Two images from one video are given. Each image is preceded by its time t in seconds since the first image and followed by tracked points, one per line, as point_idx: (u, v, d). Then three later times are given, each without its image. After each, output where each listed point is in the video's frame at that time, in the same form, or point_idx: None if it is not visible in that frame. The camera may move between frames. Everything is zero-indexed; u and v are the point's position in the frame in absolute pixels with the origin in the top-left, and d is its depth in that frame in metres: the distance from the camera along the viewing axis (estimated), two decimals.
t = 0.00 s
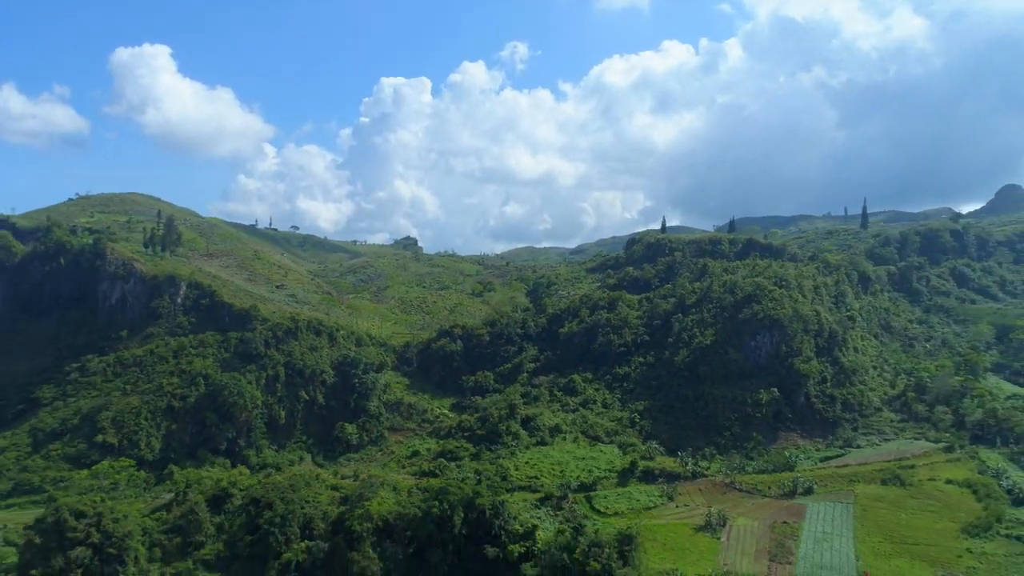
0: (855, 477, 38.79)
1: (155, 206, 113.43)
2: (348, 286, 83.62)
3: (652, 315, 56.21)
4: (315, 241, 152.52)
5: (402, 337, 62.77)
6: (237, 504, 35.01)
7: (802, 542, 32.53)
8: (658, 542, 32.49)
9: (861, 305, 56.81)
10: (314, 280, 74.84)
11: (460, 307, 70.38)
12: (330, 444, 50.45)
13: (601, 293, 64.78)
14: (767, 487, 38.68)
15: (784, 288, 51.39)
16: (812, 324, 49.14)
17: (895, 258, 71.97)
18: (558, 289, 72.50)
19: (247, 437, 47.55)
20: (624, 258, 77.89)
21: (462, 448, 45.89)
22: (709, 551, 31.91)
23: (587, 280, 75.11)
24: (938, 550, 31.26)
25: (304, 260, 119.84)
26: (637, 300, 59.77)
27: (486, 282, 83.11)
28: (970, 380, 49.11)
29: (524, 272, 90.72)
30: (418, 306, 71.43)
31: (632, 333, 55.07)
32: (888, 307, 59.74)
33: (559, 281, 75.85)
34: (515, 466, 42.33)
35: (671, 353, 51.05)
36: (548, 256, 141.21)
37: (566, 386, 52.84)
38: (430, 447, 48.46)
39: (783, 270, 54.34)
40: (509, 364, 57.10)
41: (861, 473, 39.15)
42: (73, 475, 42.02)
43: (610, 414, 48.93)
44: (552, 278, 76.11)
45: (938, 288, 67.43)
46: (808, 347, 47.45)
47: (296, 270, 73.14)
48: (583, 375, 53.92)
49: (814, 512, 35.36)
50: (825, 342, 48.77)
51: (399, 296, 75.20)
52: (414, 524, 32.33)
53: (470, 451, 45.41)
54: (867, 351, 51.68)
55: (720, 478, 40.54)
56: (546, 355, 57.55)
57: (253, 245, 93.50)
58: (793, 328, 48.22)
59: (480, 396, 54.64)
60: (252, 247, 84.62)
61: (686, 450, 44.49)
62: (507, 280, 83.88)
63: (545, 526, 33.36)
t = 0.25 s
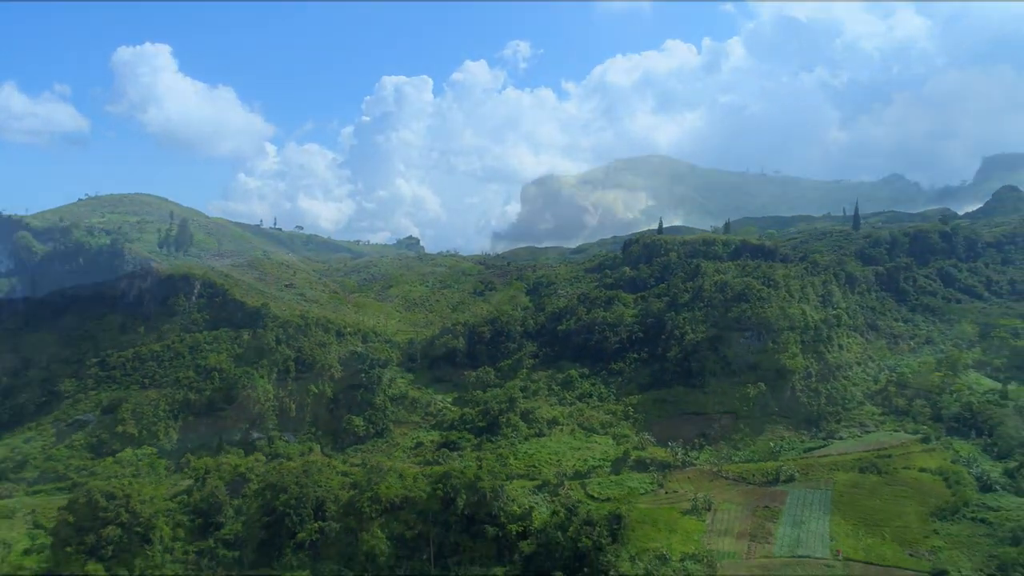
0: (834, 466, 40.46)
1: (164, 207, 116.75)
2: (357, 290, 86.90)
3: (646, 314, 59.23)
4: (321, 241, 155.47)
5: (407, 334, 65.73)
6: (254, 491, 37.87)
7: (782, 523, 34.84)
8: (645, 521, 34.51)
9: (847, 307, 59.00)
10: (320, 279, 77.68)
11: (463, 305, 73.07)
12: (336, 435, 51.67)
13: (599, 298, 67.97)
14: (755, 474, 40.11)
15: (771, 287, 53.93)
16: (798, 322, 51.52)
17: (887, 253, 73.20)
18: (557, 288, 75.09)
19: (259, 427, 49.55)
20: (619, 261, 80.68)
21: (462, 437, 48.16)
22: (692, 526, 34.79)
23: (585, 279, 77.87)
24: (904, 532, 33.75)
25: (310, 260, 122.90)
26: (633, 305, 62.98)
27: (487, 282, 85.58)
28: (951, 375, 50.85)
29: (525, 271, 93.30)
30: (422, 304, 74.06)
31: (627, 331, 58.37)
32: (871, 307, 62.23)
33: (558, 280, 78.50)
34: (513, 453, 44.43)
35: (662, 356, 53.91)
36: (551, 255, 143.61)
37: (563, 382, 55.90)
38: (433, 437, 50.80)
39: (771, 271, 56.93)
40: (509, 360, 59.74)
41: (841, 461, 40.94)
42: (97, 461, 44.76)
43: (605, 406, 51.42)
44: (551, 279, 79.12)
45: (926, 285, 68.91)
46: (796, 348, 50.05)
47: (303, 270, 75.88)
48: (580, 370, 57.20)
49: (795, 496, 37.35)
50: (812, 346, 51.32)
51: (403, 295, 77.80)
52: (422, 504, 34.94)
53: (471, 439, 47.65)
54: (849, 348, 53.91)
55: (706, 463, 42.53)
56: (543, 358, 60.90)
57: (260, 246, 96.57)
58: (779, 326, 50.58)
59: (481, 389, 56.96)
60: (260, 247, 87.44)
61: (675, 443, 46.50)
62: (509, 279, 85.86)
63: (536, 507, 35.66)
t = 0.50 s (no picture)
0: (827, 442, 38.13)
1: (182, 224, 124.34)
2: (361, 332, 94.20)
3: (639, 312, 63.30)
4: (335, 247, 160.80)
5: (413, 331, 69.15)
6: (263, 481, 40.17)
7: (793, 503, 32.38)
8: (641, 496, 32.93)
9: (813, 302, 67.93)
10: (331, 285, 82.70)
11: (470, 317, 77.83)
12: (342, 430, 51.16)
13: (592, 305, 72.93)
14: (749, 461, 38.47)
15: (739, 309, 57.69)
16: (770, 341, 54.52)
17: (872, 251, 74.32)
18: (558, 295, 79.29)
19: (275, 426, 53.97)
20: (618, 264, 83.19)
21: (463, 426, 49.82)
22: (698, 516, 32.73)
23: (585, 281, 82.23)
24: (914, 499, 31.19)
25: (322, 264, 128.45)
26: (621, 308, 69.20)
27: (492, 292, 90.33)
28: (946, 356, 51.20)
29: (527, 268, 96.49)
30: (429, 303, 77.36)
31: (620, 331, 62.28)
32: (857, 310, 65.47)
33: (559, 283, 82.89)
34: (511, 441, 45.57)
35: (652, 350, 59.18)
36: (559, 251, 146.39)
37: (562, 379, 58.51)
38: (437, 424, 52.34)
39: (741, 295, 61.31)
40: (508, 366, 64.36)
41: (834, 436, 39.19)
42: (121, 458, 47.80)
43: (605, 398, 53.11)
44: (550, 283, 83.98)
45: (921, 269, 68.49)
46: (771, 344, 58.91)
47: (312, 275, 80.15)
48: (578, 366, 60.86)
49: (800, 476, 34.80)
50: (781, 343, 59.20)
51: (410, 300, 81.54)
52: (423, 496, 37.00)
53: (473, 426, 49.05)
54: (838, 349, 55.97)
55: (702, 448, 41.35)
56: (541, 351, 67.34)
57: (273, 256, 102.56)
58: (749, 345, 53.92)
59: (482, 383, 59.74)
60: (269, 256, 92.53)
61: (667, 435, 44.86)
62: (506, 288, 92.18)
63: (532, 496, 35.31)
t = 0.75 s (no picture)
0: (814, 426, 39.02)
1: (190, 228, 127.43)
2: (365, 331, 96.92)
3: (633, 310, 65.44)
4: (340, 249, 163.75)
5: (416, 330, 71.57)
6: (275, 468, 41.78)
7: (776, 486, 34.49)
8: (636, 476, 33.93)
9: (805, 299, 72.67)
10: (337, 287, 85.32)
11: (473, 322, 80.66)
12: (348, 422, 51.79)
13: (589, 303, 75.21)
14: (739, 450, 40.39)
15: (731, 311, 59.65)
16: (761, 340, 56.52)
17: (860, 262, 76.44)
18: (557, 295, 81.64)
19: (284, 419, 56.25)
20: (616, 262, 84.95)
21: (473, 411, 50.98)
22: (688, 500, 35.25)
23: (584, 283, 84.93)
24: (896, 481, 32.13)
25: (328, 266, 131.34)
26: (615, 305, 72.44)
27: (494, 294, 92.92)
28: (933, 352, 52.61)
29: (527, 266, 98.56)
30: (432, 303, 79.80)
31: (615, 330, 64.54)
32: (847, 309, 67.59)
33: (558, 284, 85.15)
34: (513, 432, 47.26)
35: (646, 344, 61.60)
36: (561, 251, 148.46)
37: (561, 376, 60.70)
38: (444, 412, 53.22)
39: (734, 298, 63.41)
40: (508, 360, 66.44)
41: (826, 418, 39.78)
42: (138, 449, 49.99)
43: (604, 390, 54.89)
44: (549, 282, 86.40)
45: (910, 267, 69.56)
46: (762, 340, 61.02)
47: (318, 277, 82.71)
48: (575, 365, 63.24)
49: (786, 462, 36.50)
50: (772, 338, 61.49)
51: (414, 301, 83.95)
52: (429, 485, 39.08)
53: (476, 415, 50.58)
54: (828, 346, 57.69)
55: (695, 438, 42.96)
56: (543, 346, 70.88)
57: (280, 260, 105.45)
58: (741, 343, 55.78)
59: (484, 377, 61.97)
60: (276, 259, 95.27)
61: (661, 426, 45.79)
62: (507, 287, 94.41)
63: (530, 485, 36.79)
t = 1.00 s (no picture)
0: (801, 414, 40.51)
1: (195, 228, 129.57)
2: (367, 328, 98.80)
3: (630, 307, 67.17)
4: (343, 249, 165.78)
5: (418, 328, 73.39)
6: (284, 457, 43.46)
7: (761, 470, 36.66)
8: (629, 461, 35.53)
9: (799, 297, 74.43)
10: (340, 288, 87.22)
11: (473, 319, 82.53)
12: (353, 414, 53.43)
13: (587, 300, 77.11)
14: (730, 440, 42.07)
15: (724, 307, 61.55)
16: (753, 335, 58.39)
17: (853, 261, 78.50)
18: (556, 294, 83.43)
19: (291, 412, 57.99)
20: (613, 260, 86.73)
21: (475, 403, 52.56)
22: (680, 486, 37.17)
23: (583, 282, 86.72)
24: (875, 467, 34.05)
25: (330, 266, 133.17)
26: (612, 302, 74.40)
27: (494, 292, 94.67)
28: (920, 347, 54.19)
29: (527, 265, 100.27)
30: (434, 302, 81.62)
31: (612, 328, 66.32)
32: (838, 306, 69.31)
33: (557, 284, 87.00)
34: (513, 423, 48.83)
35: (642, 340, 63.41)
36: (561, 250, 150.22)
37: (559, 371, 62.53)
38: (447, 403, 54.77)
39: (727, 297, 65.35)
40: (509, 356, 68.19)
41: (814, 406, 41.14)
42: (150, 441, 51.82)
43: (601, 383, 56.65)
44: (548, 280, 88.27)
45: (900, 265, 71.16)
46: (755, 336, 62.73)
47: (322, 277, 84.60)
48: (574, 361, 64.96)
49: (773, 449, 38.23)
50: (765, 334, 63.22)
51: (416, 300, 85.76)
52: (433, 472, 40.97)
53: (477, 407, 52.23)
54: (818, 341, 59.40)
55: (688, 427, 44.64)
56: (542, 341, 72.74)
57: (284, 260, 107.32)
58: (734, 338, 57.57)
59: (484, 373, 63.63)
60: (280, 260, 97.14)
61: (656, 417, 47.37)
62: (507, 286, 96.28)
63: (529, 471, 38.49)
